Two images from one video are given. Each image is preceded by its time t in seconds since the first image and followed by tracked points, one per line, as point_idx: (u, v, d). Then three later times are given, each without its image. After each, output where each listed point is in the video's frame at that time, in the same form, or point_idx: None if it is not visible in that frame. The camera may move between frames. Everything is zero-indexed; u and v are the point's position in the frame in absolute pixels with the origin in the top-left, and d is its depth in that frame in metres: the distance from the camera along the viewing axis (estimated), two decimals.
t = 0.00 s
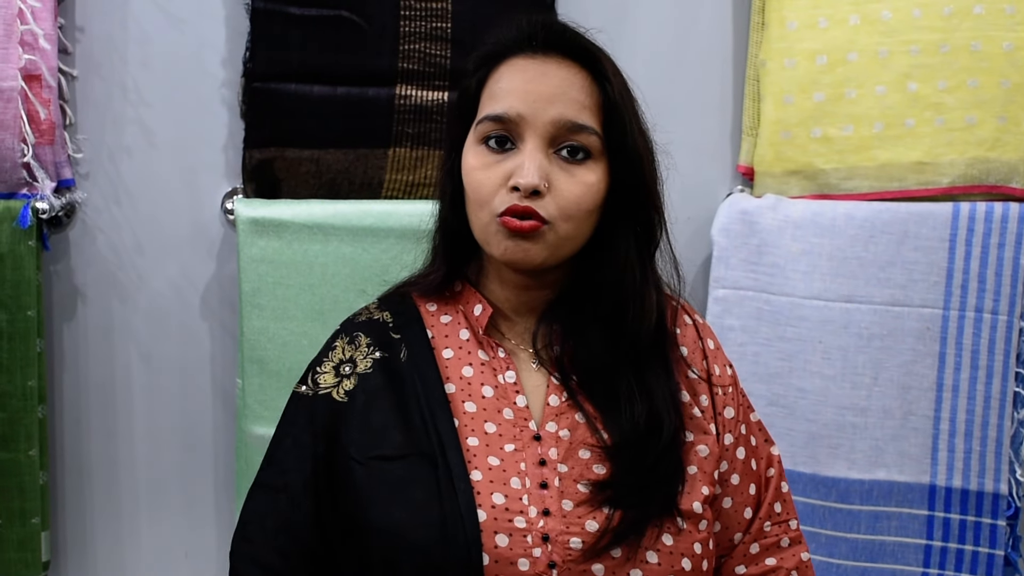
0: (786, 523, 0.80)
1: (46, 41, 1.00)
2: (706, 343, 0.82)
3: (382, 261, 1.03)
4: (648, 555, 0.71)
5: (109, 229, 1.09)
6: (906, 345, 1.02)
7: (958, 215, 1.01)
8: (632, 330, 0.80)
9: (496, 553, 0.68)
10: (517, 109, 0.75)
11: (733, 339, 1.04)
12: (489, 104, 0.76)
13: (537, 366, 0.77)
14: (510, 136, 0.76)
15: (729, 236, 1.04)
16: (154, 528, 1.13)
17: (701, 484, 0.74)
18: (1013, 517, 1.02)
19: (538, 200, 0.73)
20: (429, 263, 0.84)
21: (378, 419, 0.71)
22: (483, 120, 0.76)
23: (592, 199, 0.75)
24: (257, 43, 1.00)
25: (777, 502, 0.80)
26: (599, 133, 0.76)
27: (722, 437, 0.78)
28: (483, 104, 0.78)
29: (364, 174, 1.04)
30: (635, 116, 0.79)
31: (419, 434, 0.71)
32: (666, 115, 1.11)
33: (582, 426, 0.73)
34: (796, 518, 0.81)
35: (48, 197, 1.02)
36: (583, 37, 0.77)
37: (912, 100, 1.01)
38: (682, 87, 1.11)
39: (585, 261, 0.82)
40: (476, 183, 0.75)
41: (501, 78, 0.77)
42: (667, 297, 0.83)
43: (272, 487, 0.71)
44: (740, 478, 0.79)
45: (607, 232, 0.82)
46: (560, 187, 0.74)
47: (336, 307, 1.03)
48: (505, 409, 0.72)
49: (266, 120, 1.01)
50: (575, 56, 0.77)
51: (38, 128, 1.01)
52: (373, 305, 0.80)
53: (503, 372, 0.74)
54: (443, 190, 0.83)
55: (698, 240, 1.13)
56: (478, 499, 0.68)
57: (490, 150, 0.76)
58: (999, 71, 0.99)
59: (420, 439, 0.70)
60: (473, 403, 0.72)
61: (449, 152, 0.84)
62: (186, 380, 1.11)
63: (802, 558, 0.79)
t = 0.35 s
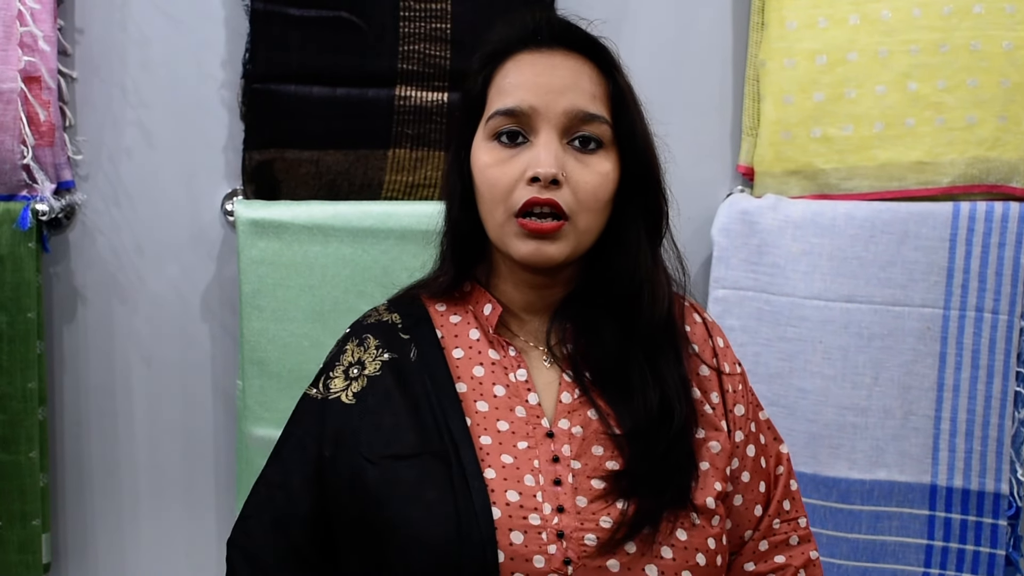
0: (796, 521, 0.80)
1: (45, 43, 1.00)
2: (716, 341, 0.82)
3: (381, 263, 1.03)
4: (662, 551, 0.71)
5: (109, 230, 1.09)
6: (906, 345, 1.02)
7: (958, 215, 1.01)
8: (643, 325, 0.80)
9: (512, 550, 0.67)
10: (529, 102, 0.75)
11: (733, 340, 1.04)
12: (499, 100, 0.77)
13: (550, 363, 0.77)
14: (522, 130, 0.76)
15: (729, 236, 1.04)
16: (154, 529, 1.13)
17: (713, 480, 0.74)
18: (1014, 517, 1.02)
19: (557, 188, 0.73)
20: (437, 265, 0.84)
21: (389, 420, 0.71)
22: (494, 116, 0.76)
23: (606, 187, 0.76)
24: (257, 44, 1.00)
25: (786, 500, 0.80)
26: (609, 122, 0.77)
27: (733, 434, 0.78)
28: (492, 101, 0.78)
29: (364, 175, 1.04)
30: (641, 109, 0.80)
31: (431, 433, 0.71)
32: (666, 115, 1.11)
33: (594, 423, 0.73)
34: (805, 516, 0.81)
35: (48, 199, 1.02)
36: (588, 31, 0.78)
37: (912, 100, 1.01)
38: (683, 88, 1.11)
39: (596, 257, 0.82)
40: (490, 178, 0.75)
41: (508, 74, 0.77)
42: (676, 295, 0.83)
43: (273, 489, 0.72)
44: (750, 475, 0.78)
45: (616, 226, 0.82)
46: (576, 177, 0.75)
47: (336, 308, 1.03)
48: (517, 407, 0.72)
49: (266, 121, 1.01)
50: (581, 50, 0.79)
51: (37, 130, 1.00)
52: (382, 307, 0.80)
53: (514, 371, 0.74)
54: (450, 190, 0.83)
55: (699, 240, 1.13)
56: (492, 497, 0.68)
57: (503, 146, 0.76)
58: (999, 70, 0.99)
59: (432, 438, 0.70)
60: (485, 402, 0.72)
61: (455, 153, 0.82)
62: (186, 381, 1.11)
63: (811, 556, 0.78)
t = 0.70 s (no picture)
0: (810, 517, 0.79)
1: (44, 45, 1.00)
2: (728, 338, 0.82)
3: (381, 263, 1.03)
4: (679, 545, 0.70)
5: (109, 232, 1.09)
6: (906, 345, 1.02)
7: (958, 214, 1.01)
8: (655, 319, 0.81)
9: (529, 545, 0.67)
10: (539, 101, 0.75)
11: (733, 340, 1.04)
12: (506, 102, 0.76)
13: (564, 360, 0.77)
14: (532, 131, 0.76)
15: (728, 236, 1.04)
16: (154, 529, 1.13)
17: (728, 475, 0.74)
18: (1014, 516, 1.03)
19: (574, 185, 0.73)
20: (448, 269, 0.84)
21: (405, 419, 0.71)
22: (503, 119, 0.76)
23: (620, 180, 0.76)
24: (256, 46, 1.00)
25: (799, 496, 0.80)
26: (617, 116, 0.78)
27: (746, 430, 0.77)
28: (498, 103, 0.78)
29: (363, 176, 1.04)
30: (643, 104, 0.80)
31: (447, 430, 0.71)
32: (666, 116, 1.11)
33: (609, 419, 0.73)
34: (819, 513, 0.80)
35: (47, 201, 1.02)
36: (591, 29, 0.78)
37: (911, 99, 1.00)
38: (682, 88, 1.11)
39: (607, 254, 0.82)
40: (504, 179, 0.75)
41: (512, 76, 0.77)
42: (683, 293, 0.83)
43: (273, 491, 0.72)
44: (764, 472, 0.78)
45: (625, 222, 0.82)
46: (590, 172, 0.74)
47: (336, 309, 1.03)
48: (532, 404, 0.72)
49: (264, 122, 1.01)
50: (584, 48, 0.79)
51: (36, 132, 1.00)
52: (395, 308, 0.79)
53: (528, 368, 0.74)
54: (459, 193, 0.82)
55: (699, 240, 1.13)
56: (508, 492, 0.68)
57: (514, 147, 0.76)
58: (998, 69, 0.99)
59: (448, 435, 0.70)
60: (500, 400, 0.72)
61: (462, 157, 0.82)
62: (187, 382, 1.11)
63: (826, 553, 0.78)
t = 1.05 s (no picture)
0: (819, 516, 0.80)
1: (45, 46, 1.00)
2: (739, 337, 0.83)
3: (381, 266, 1.03)
4: (693, 543, 0.69)
5: (109, 233, 1.09)
6: (906, 346, 1.02)
7: (958, 216, 1.01)
8: (664, 316, 0.81)
9: (544, 543, 0.67)
10: (548, 104, 0.75)
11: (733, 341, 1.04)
12: (514, 105, 0.76)
13: (576, 359, 0.77)
14: (542, 133, 0.76)
15: (728, 237, 1.04)
16: (153, 529, 1.13)
17: (740, 474, 0.74)
18: (1014, 518, 1.02)
19: (585, 187, 0.73)
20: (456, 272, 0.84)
21: (419, 417, 0.72)
22: (512, 122, 0.76)
23: (629, 179, 0.76)
24: (256, 47, 1.00)
25: (808, 496, 0.80)
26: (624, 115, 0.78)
27: (757, 429, 0.78)
28: (505, 108, 0.78)
29: (363, 177, 1.04)
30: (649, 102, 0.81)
31: (461, 429, 0.71)
32: (666, 117, 1.11)
33: (621, 417, 0.73)
34: (828, 513, 0.81)
35: (47, 201, 1.02)
36: (595, 29, 0.79)
37: (912, 101, 1.01)
38: (682, 89, 1.11)
39: (616, 253, 0.83)
40: (514, 182, 0.75)
41: (519, 78, 0.77)
42: (691, 291, 0.84)
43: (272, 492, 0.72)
44: (775, 471, 0.78)
45: (633, 220, 0.83)
46: (601, 172, 0.75)
47: (336, 310, 1.03)
48: (544, 403, 0.72)
49: (264, 124, 1.01)
50: (589, 48, 0.79)
51: (37, 133, 1.01)
52: (406, 308, 0.80)
53: (539, 368, 0.74)
54: (466, 195, 0.83)
55: (698, 241, 1.13)
56: (523, 490, 0.68)
57: (525, 150, 0.76)
58: (998, 71, 0.99)
59: (461, 433, 0.71)
60: (512, 399, 0.72)
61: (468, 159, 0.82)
62: (187, 382, 1.11)
63: (834, 553, 0.79)
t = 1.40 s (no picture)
0: (826, 519, 0.80)
1: (41, 45, 1.00)
2: (746, 339, 0.83)
3: (377, 264, 1.03)
4: (696, 544, 0.70)
5: (105, 232, 1.09)
6: (903, 345, 1.02)
7: (954, 215, 1.01)
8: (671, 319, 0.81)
9: (546, 541, 0.67)
10: (551, 105, 0.75)
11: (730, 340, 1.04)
12: (521, 104, 0.77)
13: (581, 360, 0.77)
14: (545, 133, 0.76)
15: (725, 236, 1.04)
16: (150, 528, 1.13)
17: (745, 475, 0.74)
18: (1011, 516, 1.02)
19: (579, 191, 0.73)
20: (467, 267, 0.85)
21: (423, 414, 0.72)
22: (517, 120, 0.77)
23: (629, 188, 0.76)
24: (253, 46, 1.00)
25: (816, 499, 0.80)
26: (632, 122, 0.77)
27: (763, 431, 0.78)
28: (515, 105, 0.79)
29: (359, 176, 1.04)
30: (663, 107, 0.80)
31: (466, 427, 0.71)
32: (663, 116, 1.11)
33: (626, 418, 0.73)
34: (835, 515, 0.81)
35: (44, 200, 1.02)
36: (609, 32, 0.78)
37: (908, 100, 1.01)
38: (679, 88, 1.11)
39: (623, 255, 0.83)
40: (514, 180, 0.75)
41: (530, 78, 0.78)
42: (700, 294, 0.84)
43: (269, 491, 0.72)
44: (782, 473, 0.78)
45: (641, 223, 0.82)
46: (599, 179, 0.75)
47: (333, 309, 1.03)
48: (549, 402, 0.72)
49: (262, 123, 1.01)
50: (603, 51, 0.78)
51: (33, 132, 1.01)
52: (413, 306, 0.80)
53: (545, 367, 0.74)
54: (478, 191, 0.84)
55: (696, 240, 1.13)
56: (526, 488, 0.68)
57: (527, 149, 0.76)
58: (995, 70, 0.99)
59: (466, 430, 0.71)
60: (517, 398, 0.72)
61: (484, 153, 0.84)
62: (185, 382, 1.11)
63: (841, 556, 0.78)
